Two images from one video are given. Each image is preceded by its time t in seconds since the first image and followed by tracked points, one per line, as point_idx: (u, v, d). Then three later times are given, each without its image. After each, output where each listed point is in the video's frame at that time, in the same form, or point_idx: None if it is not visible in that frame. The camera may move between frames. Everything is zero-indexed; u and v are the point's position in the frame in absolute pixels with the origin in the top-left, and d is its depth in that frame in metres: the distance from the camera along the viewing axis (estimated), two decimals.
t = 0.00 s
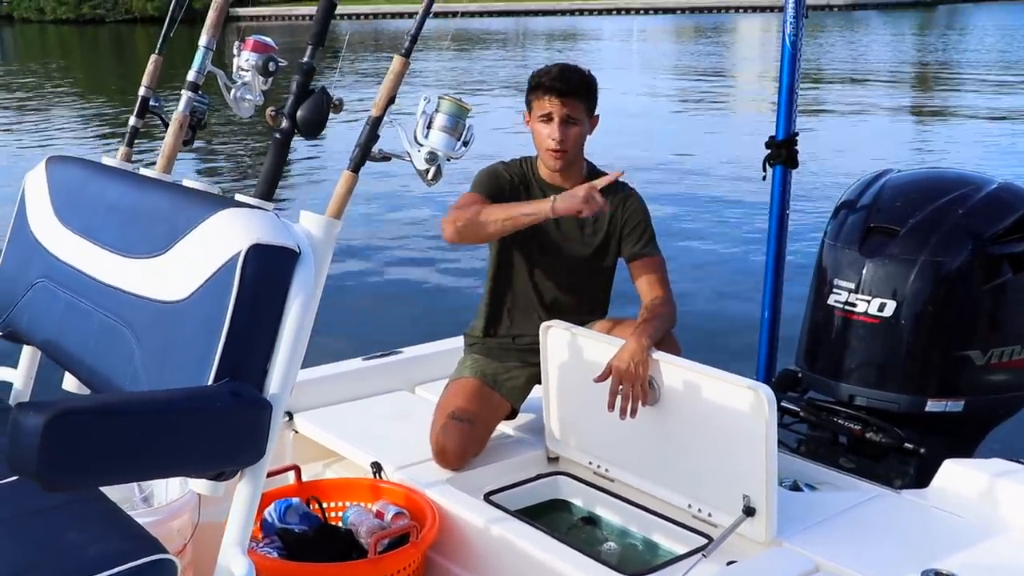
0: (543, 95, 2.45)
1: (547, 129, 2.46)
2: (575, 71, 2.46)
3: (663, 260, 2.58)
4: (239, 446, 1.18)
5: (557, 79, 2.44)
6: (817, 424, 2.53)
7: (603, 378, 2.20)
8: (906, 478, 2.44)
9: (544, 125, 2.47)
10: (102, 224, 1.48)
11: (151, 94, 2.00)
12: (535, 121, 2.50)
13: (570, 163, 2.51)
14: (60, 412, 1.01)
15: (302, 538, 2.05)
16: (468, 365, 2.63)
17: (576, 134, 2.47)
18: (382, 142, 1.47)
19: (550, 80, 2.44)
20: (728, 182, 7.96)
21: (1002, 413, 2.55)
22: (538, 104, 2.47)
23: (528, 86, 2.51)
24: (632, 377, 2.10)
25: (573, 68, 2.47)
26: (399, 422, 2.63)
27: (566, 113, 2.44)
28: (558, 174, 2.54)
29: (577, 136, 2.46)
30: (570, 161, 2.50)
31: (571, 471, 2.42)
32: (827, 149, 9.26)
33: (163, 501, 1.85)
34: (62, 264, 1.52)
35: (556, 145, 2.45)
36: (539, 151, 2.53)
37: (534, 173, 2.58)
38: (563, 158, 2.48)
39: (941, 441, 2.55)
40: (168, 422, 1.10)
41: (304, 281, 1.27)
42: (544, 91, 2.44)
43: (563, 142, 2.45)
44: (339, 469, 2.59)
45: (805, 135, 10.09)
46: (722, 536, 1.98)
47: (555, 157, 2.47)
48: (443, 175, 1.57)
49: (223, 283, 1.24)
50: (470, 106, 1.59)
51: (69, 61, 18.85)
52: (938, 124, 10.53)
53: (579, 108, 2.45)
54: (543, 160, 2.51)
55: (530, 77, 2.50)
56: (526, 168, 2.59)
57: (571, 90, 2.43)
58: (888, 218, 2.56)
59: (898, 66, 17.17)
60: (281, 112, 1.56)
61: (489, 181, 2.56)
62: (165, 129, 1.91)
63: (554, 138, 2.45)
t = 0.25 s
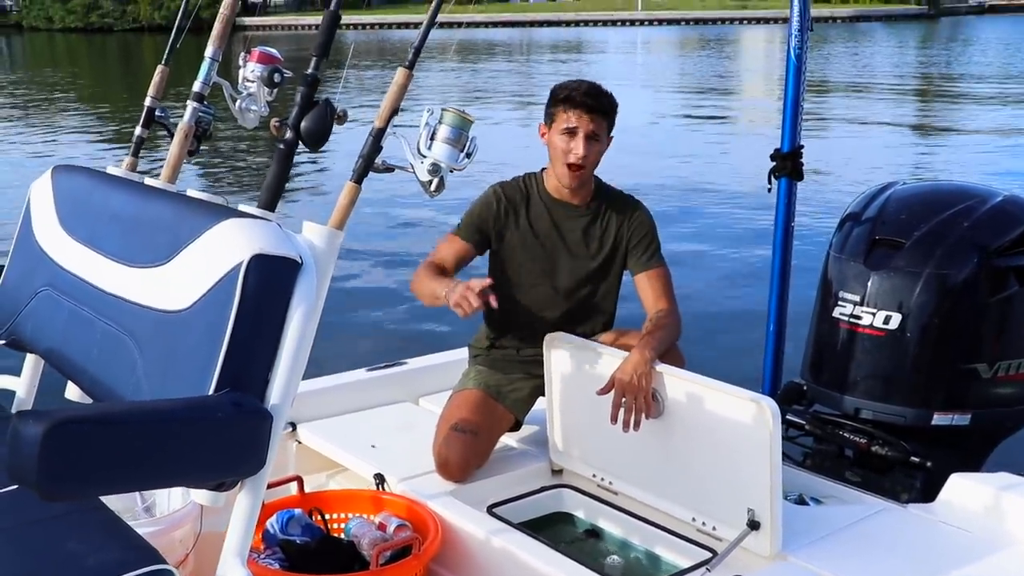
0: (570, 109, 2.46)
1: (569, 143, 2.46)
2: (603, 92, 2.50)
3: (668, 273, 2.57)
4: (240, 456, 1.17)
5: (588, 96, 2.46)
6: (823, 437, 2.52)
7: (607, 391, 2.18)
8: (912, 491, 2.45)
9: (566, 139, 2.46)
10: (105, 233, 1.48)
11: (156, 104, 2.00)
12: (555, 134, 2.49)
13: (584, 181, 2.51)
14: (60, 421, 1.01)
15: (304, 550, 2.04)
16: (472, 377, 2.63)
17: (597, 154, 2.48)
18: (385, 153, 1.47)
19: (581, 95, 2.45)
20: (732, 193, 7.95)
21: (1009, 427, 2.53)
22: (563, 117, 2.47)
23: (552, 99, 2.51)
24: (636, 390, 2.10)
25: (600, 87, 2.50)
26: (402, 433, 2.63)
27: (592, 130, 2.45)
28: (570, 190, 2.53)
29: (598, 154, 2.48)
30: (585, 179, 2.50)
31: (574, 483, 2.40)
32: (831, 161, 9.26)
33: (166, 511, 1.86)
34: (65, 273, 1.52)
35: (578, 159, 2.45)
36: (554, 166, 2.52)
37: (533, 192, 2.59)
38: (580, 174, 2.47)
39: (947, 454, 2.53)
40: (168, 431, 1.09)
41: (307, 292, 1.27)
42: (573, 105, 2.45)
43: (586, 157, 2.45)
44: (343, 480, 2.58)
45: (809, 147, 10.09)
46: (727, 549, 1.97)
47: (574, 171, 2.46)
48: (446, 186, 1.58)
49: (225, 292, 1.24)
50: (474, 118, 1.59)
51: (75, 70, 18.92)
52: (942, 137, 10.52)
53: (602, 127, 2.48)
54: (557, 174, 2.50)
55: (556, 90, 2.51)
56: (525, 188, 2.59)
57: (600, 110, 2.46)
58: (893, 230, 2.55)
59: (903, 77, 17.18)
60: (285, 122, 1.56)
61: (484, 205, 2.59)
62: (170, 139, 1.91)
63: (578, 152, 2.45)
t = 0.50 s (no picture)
0: (559, 115, 2.46)
1: (560, 149, 2.47)
2: (593, 94, 2.48)
3: (670, 274, 2.57)
4: (242, 463, 1.18)
5: (576, 101, 2.45)
6: (827, 437, 2.52)
7: (609, 394, 2.18)
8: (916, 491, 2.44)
9: (558, 144, 2.47)
10: (104, 241, 1.48)
11: (154, 111, 2.01)
12: (547, 140, 2.50)
13: (580, 185, 2.51)
14: (59, 431, 1.01)
15: (309, 556, 2.04)
16: (475, 381, 2.62)
17: (589, 157, 2.48)
18: (382, 157, 1.47)
19: (569, 100, 2.45)
20: (733, 194, 7.95)
21: (1013, 426, 2.53)
22: (553, 123, 2.47)
23: (542, 105, 2.51)
24: (638, 393, 2.09)
25: (591, 90, 2.49)
26: (405, 438, 2.63)
27: (582, 134, 2.45)
28: (566, 194, 2.53)
29: (590, 158, 2.47)
30: (581, 182, 2.50)
31: (578, 486, 2.40)
32: (832, 161, 9.25)
33: (171, 520, 1.87)
34: (64, 282, 1.52)
35: (570, 164, 2.45)
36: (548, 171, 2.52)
37: (529, 200, 2.58)
38: (574, 178, 2.47)
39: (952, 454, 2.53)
40: (169, 440, 1.09)
41: (306, 298, 1.27)
42: (560, 110, 2.45)
43: (578, 162, 2.45)
44: (347, 485, 2.58)
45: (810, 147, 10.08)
46: (731, 551, 1.96)
47: (567, 176, 2.46)
48: (444, 190, 1.57)
49: (224, 299, 1.24)
50: (472, 121, 1.59)
51: (73, 77, 18.93)
52: (943, 136, 10.50)
53: (593, 131, 2.47)
54: (552, 179, 2.50)
55: (545, 95, 2.50)
56: (521, 197, 2.59)
57: (589, 113, 2.45)
58: (895, 230, 2.55)
59: (902, 77, 17.18)
60: (283, 128, 1.56)
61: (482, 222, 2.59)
62: (168, 146, 1.92)
63: (570, 158, 2.45)
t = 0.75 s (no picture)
0: (557, 118, 2.46)
1: (559, 151, 2.46)
2: (590, 95, 2.48)
3: (673, 278, 2.56)
4: (243, 466, 1.17)
5: (573, 102, 2.45)
6: (831, 443, 2.50)
7: (613, 399, 2.17)
8: (920, 498, 2.41)
9: (557, 147, 2.46)
10: (107, 241, 1.47)
11: (159, 112, 2.00)
12: (546, 143, 2.50)
13: (581, 188, 2.50)
14: (59, 432, 1.01)
15: (309, 559, 2.04)
16: (478, 384, 2.61)
17: (589, 158, 2.47)
18: (387, 160, 1.46)
19: (565, 102, 2.45)
20: (735, 199, 7.95)
21: (1019, 433, 2.52)
22: (551, 126, 2.47)
23: (540, 108, 2.51)
24: (642, 397, 2.08)
25: (588, 92, 2.49)
26: (408, 441, 2.62)
27: (580, 136, 2.45)
28: (568, 198, 2.52)
29: (590, 159, 2.46)
30: (582, 185, 2.49)
31: (581, 490, 2.39)
32: (835, 167, 9.24)
33: (173, 520, 1.87)
34: (67, 282, 1.52)
35: (570, 166, 2.45)
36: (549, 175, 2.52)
37: (532, 203, 2.57)
38: (574, 181, 2.46)
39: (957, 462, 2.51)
40: (169, 442, 1.09)
41: (309, 300, 1.26)
42: (557, 113, 2.45)
43: (577, 164, 2.45)
44: (349, 488, 2.57)
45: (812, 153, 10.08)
46: (735, 557, 1.95)
47: (567, 179, 2.46)
48: (449, 193, 1.57)
49: (226, 301, 1.23)
50: (476, 124, 1.59)
51: (76, 80, 18.95)
52: (947, 143, 10.49)
53: (592, 132, 2.46)
54: (553, 182, 2.49)
55: (542, 99, 2.51)
56: (524, 200, 2.58)
57: (587, 115, 2.45)
58: (901, 235, 2.54)
59: (904, 84, 17.19)
60: (286, 130, 1.56)
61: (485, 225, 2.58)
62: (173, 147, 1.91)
63: (569, 160, 2.45)
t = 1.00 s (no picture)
0: (553, 118, 2.45)
1: (558, 153, 2.45)
2: (587, 96, 2.47)
3: (675, 281, 2.56)
4: (241, 472, 1.17)
5: (570, 102, 2.44)
6: (834, 447, 2.50)
7: (616, 403, 2.16)
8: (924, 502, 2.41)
9: (556, 148, 2.45)
10: (105, 245, 1.47)
11: (159, 114, 2.00)
12: (545, 145, 2.48)
13: (582, 189, 2.49)
14: (55, 440, 1.01)
15: (310, 563, 2.02)
16: (480, 388, 2.61)
17: (588, 158, 2.46)
18: (387, 164, 1.45)
19: (562, 103, 2.44)
20: (737, 203, 7.94)
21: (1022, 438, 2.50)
22: (548, 127, 2.46)
23: (538, 110, 2.50)
24: (644, 402, 2.08)
25: (585, 92, 2.48)
26: (409, 445, 2.61)
27: (577, 135, 2.43)
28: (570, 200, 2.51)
29: (589, 159, 2.46)
30: (582, 186, 2.48)
31: (583, 495, 2.38)
32: (836, 171, 9.23)
33: (173, 524, 1.87)
34: (65, 286, 1.51)
35: (569, 167, 2.44)
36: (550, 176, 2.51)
37: (536, 204, 2.56)
38: (575, 182, 2.46)
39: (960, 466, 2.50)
40: (166, 449, 1.09)
41: (308, 306, 1.26)
42: (554, 113, 2.44)
43: (576, 164, 2.44)
44: (350, 492, 2.56)
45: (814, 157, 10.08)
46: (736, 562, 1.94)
47: (567, 179, 2.45)
48: (449, 197, 1.56)
49: (225, 306, 1.23)
50: (477, 128, 1.58)
51: (77, 83, 18.97)
52: (947, 148, 10.49)
53: (590, 132, 2.45)
54: (553, 184, 2.48)
55: (540, 100, 2.50)
56: (527, 201, 2.57)
57: (583, 114, 2.44)
58: (904, 239, 2.53)
59: (905, 89, 17.20)
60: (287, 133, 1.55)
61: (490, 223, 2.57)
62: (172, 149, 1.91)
63: (568, 160, 2.44)
